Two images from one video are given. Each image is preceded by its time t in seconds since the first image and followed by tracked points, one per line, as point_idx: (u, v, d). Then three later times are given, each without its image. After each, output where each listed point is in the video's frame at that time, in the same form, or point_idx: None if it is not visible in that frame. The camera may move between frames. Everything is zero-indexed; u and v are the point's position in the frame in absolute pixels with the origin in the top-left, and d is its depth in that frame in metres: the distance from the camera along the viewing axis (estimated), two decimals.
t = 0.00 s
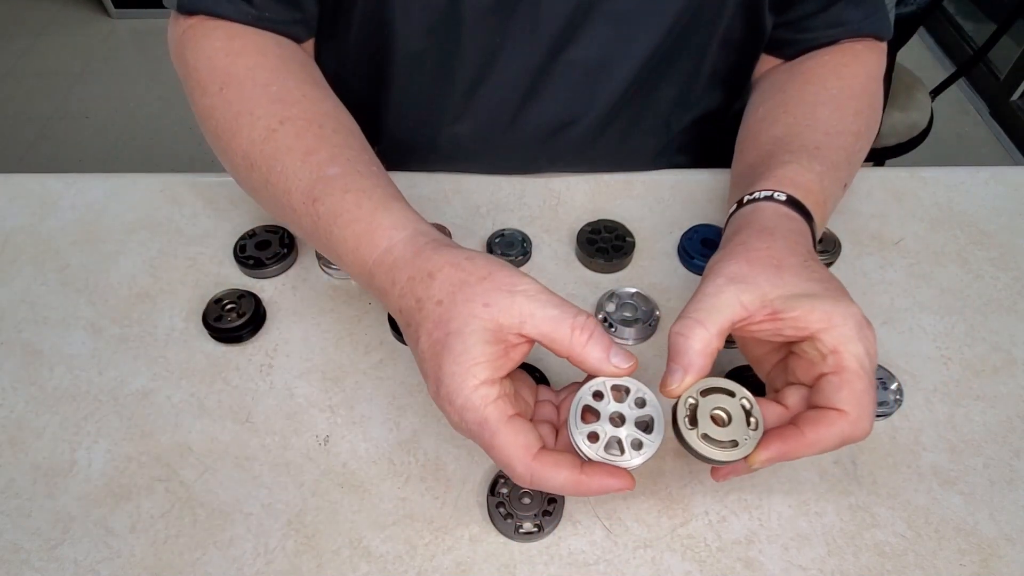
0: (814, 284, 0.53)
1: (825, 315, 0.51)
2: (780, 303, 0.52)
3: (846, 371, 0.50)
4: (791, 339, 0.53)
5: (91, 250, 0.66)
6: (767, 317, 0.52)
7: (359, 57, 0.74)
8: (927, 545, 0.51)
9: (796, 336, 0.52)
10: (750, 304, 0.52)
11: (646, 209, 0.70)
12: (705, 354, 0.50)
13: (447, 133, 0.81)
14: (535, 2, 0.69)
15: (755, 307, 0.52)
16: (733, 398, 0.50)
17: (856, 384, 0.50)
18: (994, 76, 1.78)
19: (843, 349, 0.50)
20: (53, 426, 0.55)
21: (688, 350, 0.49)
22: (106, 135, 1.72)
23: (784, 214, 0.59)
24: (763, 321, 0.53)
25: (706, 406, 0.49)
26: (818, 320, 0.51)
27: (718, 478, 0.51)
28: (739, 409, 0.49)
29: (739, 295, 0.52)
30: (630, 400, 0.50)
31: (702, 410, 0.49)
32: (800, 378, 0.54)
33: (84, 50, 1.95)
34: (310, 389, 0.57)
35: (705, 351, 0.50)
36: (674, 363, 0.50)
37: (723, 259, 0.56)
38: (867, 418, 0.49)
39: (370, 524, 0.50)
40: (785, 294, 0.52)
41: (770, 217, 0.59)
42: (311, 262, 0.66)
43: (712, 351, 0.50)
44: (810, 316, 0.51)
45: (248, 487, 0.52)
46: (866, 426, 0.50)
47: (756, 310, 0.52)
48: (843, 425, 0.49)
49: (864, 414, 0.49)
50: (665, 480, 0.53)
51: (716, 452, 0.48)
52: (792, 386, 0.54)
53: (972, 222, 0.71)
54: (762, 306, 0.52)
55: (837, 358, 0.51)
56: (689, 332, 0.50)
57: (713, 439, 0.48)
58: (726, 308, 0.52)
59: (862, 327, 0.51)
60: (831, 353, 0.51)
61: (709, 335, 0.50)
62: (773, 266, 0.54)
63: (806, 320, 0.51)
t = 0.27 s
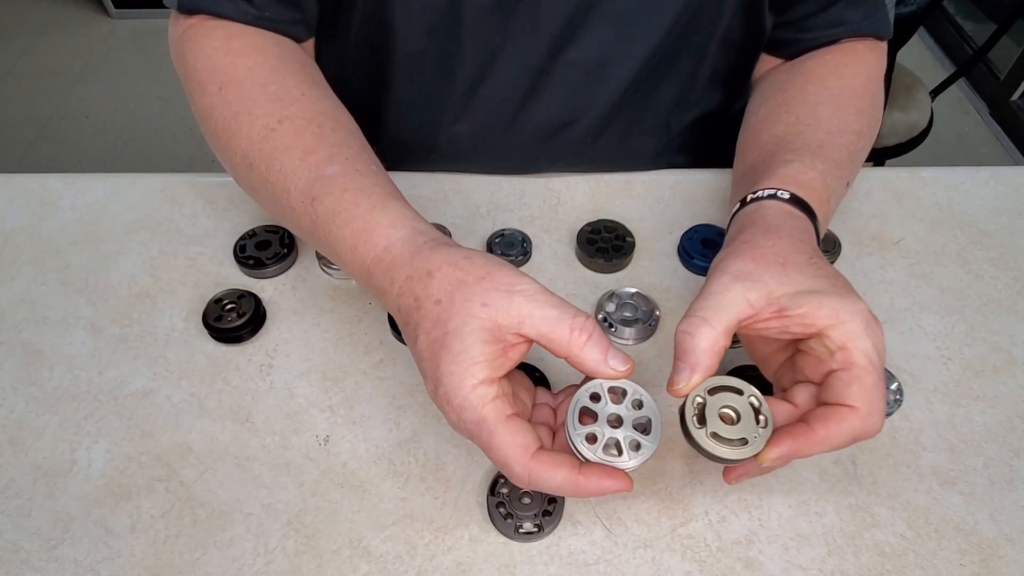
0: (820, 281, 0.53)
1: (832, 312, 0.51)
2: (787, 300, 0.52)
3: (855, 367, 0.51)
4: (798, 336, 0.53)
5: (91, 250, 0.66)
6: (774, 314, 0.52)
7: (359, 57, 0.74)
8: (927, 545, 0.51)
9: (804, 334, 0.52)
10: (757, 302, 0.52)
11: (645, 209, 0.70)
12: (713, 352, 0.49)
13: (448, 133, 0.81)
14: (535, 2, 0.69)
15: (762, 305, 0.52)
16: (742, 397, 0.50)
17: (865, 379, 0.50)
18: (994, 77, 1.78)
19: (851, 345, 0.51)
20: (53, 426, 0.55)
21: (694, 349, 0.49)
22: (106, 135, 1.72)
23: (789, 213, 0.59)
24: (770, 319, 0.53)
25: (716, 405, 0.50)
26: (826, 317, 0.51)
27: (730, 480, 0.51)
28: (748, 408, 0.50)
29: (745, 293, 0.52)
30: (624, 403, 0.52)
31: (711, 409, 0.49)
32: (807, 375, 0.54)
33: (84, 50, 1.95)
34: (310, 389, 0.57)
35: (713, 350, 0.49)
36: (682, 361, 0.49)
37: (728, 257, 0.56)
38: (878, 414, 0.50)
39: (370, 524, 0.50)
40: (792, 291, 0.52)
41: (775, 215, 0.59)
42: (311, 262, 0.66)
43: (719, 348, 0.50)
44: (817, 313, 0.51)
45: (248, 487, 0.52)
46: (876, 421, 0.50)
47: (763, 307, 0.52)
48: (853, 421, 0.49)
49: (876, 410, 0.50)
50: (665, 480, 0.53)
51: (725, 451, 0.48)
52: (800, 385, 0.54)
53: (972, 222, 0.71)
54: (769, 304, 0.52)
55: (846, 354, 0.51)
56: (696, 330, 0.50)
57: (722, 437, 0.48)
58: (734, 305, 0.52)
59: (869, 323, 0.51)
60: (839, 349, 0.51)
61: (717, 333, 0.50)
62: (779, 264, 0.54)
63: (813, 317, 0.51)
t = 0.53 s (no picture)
0: (822, 273, 0.53)
1: (834, 303, 0.51)
2: (789, 291, 0.52)
3: (858, 356, 0.51)
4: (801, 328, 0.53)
5: (91, 250, 0.66)
6: (776, 306, 0.52)
7: (359, 57, 0.74)
8: (927, 545, 0.51)
9: (807, 325, 0.52)
10: (759, 294, 0.52)
11: (645, 209, 0.70)
12: (716, 343, 0.49)
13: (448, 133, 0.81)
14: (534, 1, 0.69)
15: (764, 297, 0.52)
16: (746, 387, 0.52)
17: (870, 368, 0.50)
18: (994, 77, 1.78)
19: (854, 334, 0.51)
20: (53, 427, 0.55)
21: (697, 340, 0.49)
22: (106, 135, 1.72)
23: (791, 210, 0.59)
24: (773, 311, 0.53)
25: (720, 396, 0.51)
26: (828, 307, 0.51)
27: (750, 477, 0.50)
28: (752, 398, 0.51)
29: (747, 285, 0.52)
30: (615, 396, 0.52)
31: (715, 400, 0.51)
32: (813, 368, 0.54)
33: (84, 50, 1.95)
34: (310, 389, 0.57)
35: (716, 341, 0.49)
36: (685, 353, 0.49)
37: (729, 251, 0.56)
38: (884, 403, 0.49)
39: (370, 524, 0.50)
40: (794, 283, 0.52)
41: (775, 210, 0.59)
42: (311, 262, 0.66)
43: (722, 339, 0.50)
44: (820, 304, 0.51)
45: (248, 487, 0.52)
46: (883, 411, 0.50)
47: (765, 299, 0.52)
48: (859, 410, 0.49)
49: (881, 399, 0.49)
50: (665, 480, 0.53)
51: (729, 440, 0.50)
52: (805, 378, 0.54)
53: (972, 222, 0.71)
54: (771, 296, 0.52)
55: (849, 343, 0.51)
56: (698, 322, 0.50)
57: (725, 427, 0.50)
58: (736, 298, 0.52)
59: (871, 312, 0.51)
60: (841, 339, 0.51)
61: (719, 324, 0.50)
62: (780, 257, 0.54)
63: (816, 308, 0.51)
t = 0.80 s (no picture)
0: (836, 262, 0.53)
1: (849, 290, 0.51)
2: (804, 278, 0.52)
3: (874, 343, 0.50)
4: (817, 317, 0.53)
5: (91, 250, 0.66)
6: (791, 294, 0.53)
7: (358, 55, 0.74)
8: (927, 545, 0.51)
9: (822, 313, 0.52)
10: (774, 280, 0.52)
11: (645, 209, 0.70)
12: (733, 326, 0.49)
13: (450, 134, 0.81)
14: None
15: (779, 282, 0.52)
16: (762, 371, 0.56)
17: (887, 354, 0.49)
18: (994, 76, 1.78)
19: (869, 321, 0.51)
20: (53, 427, 0.55)
21: (714, 321, 0.49)
22: (106, 135, 1.72)
23: (805, 208, 0.59)
24: (787, 299, 0.53)
25: (736, 379, 0.56)
26: (844, 294, 0.51)
27: (788, 473, 0.51)
28: (768, 382, 0.55)
29: (762, 270, 0.52)
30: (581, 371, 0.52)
31: (732, 383, 0.55)
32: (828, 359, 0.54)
33: (84, 50, 1.95)
34: (310, 389, 0.57)
35: (734, 322, 0.49)
36: (701, 334, 0.49)
37: (743, 241, 0.56)
38: (902, 390, 0.49)
39: (370, 524, 0.50)
40: (810, 271, 0.52)
41: (788, 205, 0.59)
42: (311, 262, 0.66)
43: (740, 323, 0.50)
44: (835, 290, 0.51)
45: (248, 487, 0.52)
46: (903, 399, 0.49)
47: (779, 285, 0.53)
48: (878, 397, 0.48)
49: (900, 385, 0.49)
50: (665, 480, 0.53)
51: (740, 420, 0.53)
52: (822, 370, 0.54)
53: (972, 222, 0.71)
54: (787, 282, 0.52)
55: (865, 330, 0.51)
56: (715, 303, 0.50)
57: (739, 408, 0.54)
58: (754, 284, 0.52)
59: (886, 300, 0.51)
60: (857, 327, 0.51)
61: (736, 307, 0.50)
62: (795, 246, 0.54)
63: (831, 294, 0.51)
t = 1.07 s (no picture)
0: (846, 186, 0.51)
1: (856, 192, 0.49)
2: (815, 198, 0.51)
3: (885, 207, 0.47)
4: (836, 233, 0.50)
5: (91, 250, 0.66)
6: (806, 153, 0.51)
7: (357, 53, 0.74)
8: (927, 545, 0.51)
9: (841, 171, 0.51)
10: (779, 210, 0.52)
11: (645, 209, 0.70)
12: (738, 171, 0.51)
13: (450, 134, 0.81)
14: None
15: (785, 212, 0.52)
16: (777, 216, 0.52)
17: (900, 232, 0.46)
18: (994, 76, 1.78)
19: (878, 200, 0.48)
20: (53, 427, 0.55)
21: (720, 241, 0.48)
22: (106, 135, 1.72)
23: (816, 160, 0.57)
24: (801, 163, 0.51)
25: (747, 379, 0.58)
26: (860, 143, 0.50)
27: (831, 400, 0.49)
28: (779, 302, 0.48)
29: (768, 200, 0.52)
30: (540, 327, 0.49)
31: (743, 383, 0.58)
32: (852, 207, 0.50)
33: (84, 50, 1.95)
34: (310, 389, 0.57)
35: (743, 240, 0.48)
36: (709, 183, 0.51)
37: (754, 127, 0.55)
38: (937, 211, 0.46)
39: (370, 524, 0.50)
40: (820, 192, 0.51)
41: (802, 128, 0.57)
42: (311, 261, 0.66)
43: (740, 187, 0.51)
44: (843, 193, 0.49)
45: (248, 487, 0.52)
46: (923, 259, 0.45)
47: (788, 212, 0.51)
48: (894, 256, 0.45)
49: (932, 203, 0.46)
50: (665, 480, 0.53)
51: (751, 421, 0.56)
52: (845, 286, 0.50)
53: (973, 222, 0.71)
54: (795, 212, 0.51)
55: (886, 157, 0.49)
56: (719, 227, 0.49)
57: (750, 408, 0.56)
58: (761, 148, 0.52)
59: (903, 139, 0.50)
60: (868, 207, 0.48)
61: (743, 160, 0.51)
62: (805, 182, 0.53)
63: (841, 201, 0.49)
